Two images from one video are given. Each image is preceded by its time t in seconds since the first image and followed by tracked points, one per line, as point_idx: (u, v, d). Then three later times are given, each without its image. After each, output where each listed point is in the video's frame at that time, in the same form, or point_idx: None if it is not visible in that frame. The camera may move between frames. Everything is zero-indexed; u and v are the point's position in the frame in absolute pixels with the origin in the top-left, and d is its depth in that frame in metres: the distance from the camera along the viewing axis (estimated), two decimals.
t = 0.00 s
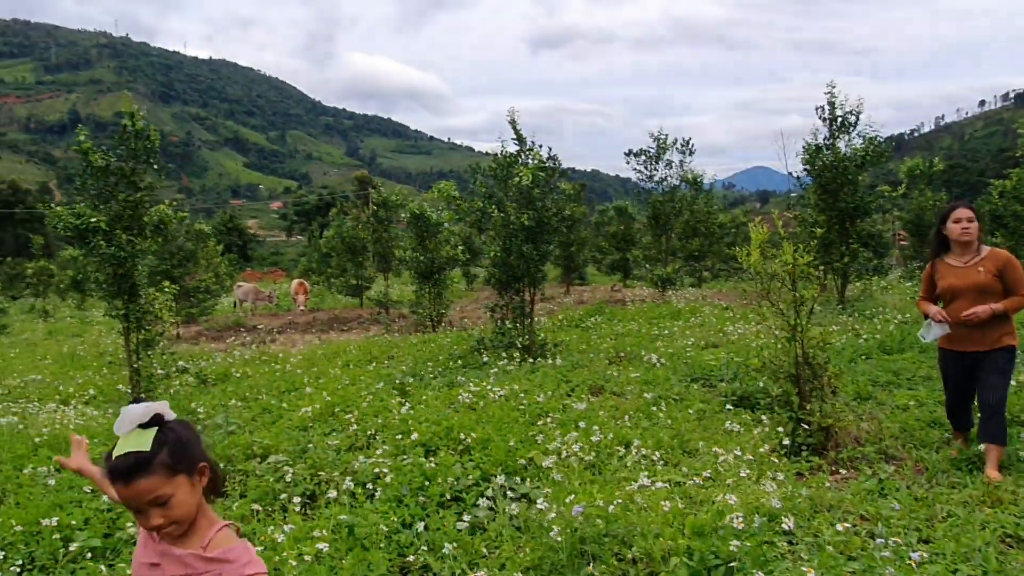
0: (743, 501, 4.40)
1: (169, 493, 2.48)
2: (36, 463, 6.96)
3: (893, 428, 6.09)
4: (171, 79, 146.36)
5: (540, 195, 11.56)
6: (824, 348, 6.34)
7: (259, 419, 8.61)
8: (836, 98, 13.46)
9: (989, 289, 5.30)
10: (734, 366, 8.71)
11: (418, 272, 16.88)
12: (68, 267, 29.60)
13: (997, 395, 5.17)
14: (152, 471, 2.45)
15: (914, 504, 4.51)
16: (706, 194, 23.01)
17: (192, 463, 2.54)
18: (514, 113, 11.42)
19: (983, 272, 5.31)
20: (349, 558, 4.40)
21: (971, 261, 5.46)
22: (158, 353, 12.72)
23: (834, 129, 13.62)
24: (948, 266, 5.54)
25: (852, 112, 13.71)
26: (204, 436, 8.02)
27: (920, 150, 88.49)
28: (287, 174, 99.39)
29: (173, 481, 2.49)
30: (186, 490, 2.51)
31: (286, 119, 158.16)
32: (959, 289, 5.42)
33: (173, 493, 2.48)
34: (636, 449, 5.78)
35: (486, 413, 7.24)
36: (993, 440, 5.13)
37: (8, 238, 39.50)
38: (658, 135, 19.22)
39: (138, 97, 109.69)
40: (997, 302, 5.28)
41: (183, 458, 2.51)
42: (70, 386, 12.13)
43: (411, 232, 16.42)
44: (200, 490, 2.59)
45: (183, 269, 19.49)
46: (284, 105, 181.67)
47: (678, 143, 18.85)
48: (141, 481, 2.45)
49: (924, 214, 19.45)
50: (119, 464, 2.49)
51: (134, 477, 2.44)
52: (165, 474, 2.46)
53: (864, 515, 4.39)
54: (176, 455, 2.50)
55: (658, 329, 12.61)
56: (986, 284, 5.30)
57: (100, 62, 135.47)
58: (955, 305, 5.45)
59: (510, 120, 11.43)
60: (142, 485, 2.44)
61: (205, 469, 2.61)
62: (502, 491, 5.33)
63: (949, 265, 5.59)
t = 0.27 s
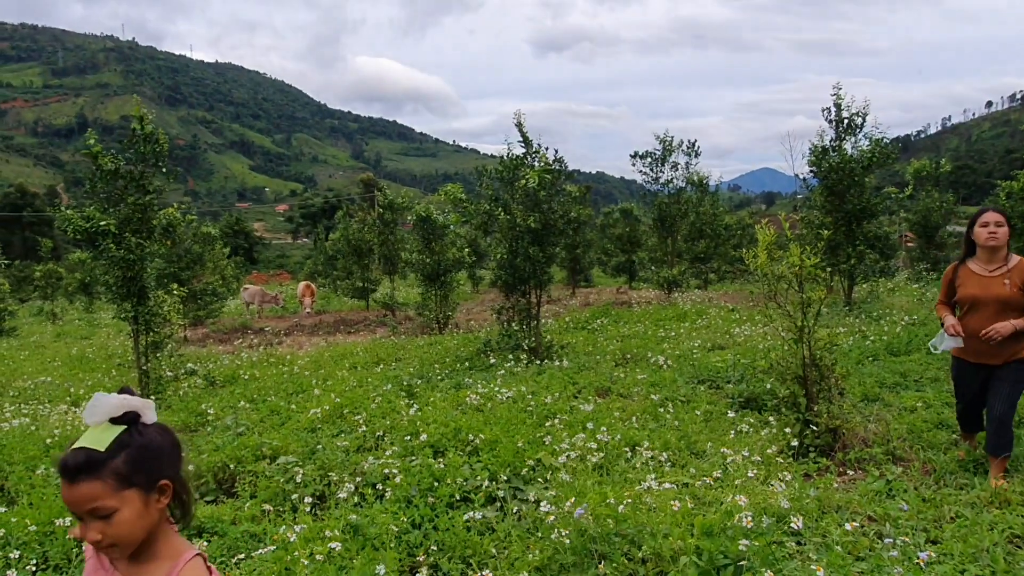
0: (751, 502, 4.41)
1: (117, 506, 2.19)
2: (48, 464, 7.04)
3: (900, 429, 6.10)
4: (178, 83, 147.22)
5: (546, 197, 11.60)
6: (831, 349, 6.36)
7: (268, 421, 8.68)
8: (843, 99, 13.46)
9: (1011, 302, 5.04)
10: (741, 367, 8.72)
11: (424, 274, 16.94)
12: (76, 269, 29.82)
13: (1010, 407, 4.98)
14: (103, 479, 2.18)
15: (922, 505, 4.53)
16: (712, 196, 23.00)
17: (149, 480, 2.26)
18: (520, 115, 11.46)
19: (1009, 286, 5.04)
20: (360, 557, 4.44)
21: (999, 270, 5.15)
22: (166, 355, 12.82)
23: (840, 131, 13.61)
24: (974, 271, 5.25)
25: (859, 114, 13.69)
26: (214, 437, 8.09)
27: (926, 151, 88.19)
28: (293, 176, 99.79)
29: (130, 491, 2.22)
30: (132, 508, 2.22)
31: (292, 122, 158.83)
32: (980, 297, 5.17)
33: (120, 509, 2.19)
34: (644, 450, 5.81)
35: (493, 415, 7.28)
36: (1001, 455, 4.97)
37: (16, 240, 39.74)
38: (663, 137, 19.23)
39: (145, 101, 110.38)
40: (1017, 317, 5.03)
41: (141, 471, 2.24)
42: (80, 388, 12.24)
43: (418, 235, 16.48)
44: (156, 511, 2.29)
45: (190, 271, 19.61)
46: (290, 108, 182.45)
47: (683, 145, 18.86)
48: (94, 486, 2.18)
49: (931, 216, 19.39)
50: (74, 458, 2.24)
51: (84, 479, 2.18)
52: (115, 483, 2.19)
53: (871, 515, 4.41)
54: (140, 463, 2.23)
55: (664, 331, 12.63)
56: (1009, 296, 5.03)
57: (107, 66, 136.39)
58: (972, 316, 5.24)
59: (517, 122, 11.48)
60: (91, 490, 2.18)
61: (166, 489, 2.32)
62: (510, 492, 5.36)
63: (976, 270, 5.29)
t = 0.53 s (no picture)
0: (757, 502, 4.44)
1: (104, 524, 2.18)
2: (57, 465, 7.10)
3: (903, 431, 6.13)
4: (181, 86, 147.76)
5: (550, 200, 11.65)
6: (835, 351, 6.40)
7: (274, 422, 8.74)
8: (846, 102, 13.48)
9: None
10: (744, 369, 8.75)
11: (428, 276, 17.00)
12: (80, 272, 29.96)
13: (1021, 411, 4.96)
14: (80, 501, 2.11)
15: (926, 506, 4.56)
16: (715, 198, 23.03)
17: (132, 487, 2.22)
18: (524, 118, 11.52)
19: None
20: (369, 558, 4.47)
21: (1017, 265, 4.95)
22: (172, 357, 12.90)
23: (843, 133, 13.64)
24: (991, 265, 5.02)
25: (862, 116, 13.72)
26: (220, 439, 8.15)
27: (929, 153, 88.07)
28: (296, 179, 100.05)
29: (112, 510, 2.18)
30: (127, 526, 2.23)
31: (295, 125, 159.24)
32: (997, 293, 4.95)
33: (110, 526, 2.19)
34: (649, 452, 5.86)
35: (498, 416, 7.33)
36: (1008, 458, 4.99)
37: (20, 243, 39.85)
38: (666, 140, 19.28)
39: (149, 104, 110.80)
40: None
41: (119, 485, 2.18)
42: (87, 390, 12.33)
43: (421, 237, 16.55)
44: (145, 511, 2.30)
45: (194, 273, 19.72)
46: (293, 111, 182.94)
47: (686, 147, 18.90)
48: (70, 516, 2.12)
49: (934, 218, 19.40)
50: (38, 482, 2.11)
51: (57, 507, 2.09)
52: (96, 507, 2.14)
53: (875, 516, 4.45)
54: (115, 479, 2.17)
55: (668, 333, 12.67)
56: None
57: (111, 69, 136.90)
58: (989, 312, 5.00)
59: (520, 125, 11.55)
60: (68, 517, 2.11)
61: (154, 489, 2.30)
62: (516, 493, 5.40)
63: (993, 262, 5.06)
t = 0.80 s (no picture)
0: (759, 499, 4.48)
1: None
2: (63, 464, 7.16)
3: (904, 431, 6.16)
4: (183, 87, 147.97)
5: (552, 201, 11.68)
6: (836, 351, 6.43)
7: (277, 422, 8.79)
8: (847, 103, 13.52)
9: None
10: (746, 370, 8.78)
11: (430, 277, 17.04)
12: (82, 272, 30.02)
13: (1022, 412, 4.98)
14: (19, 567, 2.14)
15: (927, 504, 4.60)
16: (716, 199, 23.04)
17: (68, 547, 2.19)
18: (526, 119, 11.56)
19: None
20: (374, 555, 4.52)
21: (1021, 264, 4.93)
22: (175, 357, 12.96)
23: (844, 134, 13.67)
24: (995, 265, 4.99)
25: (863, 117, 13.75)
26: (224, 438, 8.20)
27: (930, 154, 88.02)
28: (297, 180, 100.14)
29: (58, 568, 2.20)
30: None
31: (296, 126, 159.41)
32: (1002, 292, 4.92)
33: None
34: (651, 450, 5.90)
35: (500, 416, 7.38)
36: (1008, 458, 5.05)
37: (22, 243, 39.88)
38: (667, 141, 19.31)
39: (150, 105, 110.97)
40: None
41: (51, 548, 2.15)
42: (90, 389, 12.38)
43: (423, 238, 16.59)
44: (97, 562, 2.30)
45: (196, 274, 19.79)
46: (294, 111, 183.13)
47: (688, 148, 18.94)
48: None
49: (935, 218, 19.41)
50: None
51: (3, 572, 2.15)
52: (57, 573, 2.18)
53: (876, 514, 4.49)
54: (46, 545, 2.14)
55: (670, 333, 12.71)
56: None
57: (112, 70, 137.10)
58: (994, 312, 4.96)
59: (522, 126, 11.60)
60: None
61: (95, 541, 2.27)
62: (519, 491, 5.44)
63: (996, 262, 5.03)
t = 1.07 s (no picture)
0: (762, 498, 4.51)
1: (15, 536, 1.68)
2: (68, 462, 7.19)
3: (906, 430, 6.18)
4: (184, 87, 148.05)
5: (553, 201, 11.71)
6: (838, 351, 6.46)
7: (280, 421, 8.82)
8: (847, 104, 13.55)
9: None
10: (747, 370, 8.81)
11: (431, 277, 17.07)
12: (84, 272, 30.05)
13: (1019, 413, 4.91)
14: None
15: (928, 504, 4.62)
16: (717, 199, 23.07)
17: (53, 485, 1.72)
18: (527, 120, 11.59)
19: None
20: (378, 553, 4.55)
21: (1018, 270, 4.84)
22: (178, 357, 12.99)
23: (845, 135, 13.71)
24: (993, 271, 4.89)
25: (864, 118, 13.77)
26: (228, 437, 8.23)
27: (931, 155, 88.06)
28: (298, 180, 100.22)
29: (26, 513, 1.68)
30: (44, 527, 1.72)
31: (297, 126, 159.50)
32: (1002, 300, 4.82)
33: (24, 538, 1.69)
34: (653, 450, 5.93)
35: (503, 415, 7.40)
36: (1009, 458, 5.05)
37: (24, 243, 39.92)
38: (668, 141, 19.35)
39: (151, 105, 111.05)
40: None
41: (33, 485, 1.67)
42: (93, 388, 12.43)
43: (424, 238, 16.63)
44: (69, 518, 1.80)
45: (198, 273, 19.86)
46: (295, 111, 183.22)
47: (689, 149, 18.97)
48: None
49: (936, 219, 19.43)
50: None
51: None
52: (3, 509, 1.62)
53: (878, 513, 4.52)
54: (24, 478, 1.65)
55: (671, 333, 12.74)
56: None
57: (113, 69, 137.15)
58: (994, 320, 4.86)
59: (524, 126, 11.64)
60: None
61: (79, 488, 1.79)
62: (522, 489, 5.46)
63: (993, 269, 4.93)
